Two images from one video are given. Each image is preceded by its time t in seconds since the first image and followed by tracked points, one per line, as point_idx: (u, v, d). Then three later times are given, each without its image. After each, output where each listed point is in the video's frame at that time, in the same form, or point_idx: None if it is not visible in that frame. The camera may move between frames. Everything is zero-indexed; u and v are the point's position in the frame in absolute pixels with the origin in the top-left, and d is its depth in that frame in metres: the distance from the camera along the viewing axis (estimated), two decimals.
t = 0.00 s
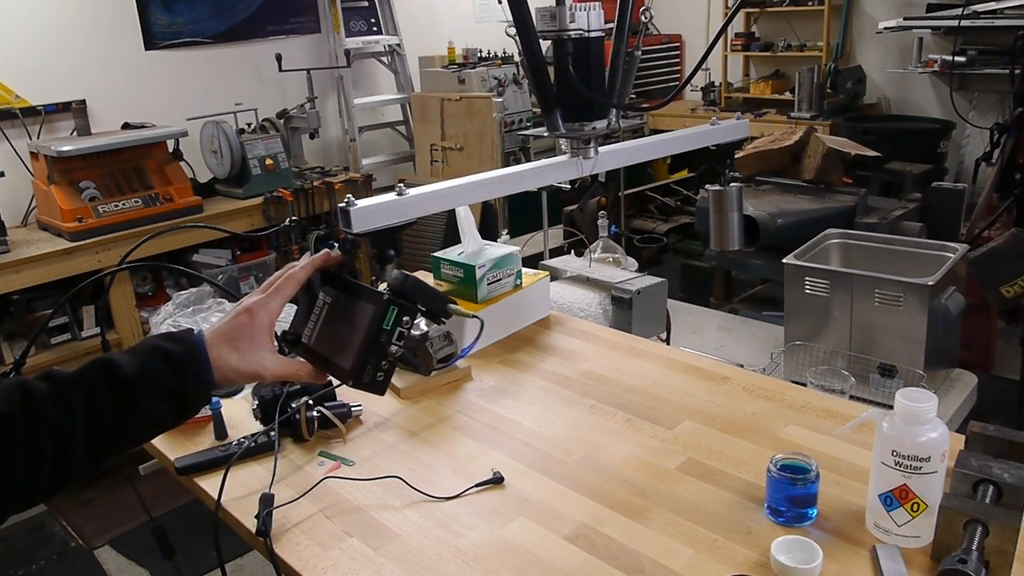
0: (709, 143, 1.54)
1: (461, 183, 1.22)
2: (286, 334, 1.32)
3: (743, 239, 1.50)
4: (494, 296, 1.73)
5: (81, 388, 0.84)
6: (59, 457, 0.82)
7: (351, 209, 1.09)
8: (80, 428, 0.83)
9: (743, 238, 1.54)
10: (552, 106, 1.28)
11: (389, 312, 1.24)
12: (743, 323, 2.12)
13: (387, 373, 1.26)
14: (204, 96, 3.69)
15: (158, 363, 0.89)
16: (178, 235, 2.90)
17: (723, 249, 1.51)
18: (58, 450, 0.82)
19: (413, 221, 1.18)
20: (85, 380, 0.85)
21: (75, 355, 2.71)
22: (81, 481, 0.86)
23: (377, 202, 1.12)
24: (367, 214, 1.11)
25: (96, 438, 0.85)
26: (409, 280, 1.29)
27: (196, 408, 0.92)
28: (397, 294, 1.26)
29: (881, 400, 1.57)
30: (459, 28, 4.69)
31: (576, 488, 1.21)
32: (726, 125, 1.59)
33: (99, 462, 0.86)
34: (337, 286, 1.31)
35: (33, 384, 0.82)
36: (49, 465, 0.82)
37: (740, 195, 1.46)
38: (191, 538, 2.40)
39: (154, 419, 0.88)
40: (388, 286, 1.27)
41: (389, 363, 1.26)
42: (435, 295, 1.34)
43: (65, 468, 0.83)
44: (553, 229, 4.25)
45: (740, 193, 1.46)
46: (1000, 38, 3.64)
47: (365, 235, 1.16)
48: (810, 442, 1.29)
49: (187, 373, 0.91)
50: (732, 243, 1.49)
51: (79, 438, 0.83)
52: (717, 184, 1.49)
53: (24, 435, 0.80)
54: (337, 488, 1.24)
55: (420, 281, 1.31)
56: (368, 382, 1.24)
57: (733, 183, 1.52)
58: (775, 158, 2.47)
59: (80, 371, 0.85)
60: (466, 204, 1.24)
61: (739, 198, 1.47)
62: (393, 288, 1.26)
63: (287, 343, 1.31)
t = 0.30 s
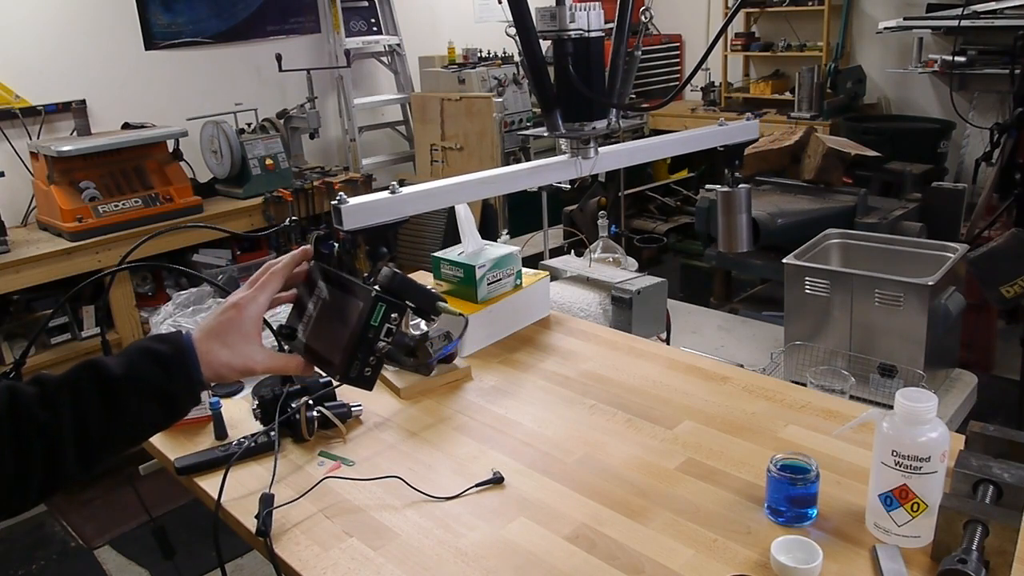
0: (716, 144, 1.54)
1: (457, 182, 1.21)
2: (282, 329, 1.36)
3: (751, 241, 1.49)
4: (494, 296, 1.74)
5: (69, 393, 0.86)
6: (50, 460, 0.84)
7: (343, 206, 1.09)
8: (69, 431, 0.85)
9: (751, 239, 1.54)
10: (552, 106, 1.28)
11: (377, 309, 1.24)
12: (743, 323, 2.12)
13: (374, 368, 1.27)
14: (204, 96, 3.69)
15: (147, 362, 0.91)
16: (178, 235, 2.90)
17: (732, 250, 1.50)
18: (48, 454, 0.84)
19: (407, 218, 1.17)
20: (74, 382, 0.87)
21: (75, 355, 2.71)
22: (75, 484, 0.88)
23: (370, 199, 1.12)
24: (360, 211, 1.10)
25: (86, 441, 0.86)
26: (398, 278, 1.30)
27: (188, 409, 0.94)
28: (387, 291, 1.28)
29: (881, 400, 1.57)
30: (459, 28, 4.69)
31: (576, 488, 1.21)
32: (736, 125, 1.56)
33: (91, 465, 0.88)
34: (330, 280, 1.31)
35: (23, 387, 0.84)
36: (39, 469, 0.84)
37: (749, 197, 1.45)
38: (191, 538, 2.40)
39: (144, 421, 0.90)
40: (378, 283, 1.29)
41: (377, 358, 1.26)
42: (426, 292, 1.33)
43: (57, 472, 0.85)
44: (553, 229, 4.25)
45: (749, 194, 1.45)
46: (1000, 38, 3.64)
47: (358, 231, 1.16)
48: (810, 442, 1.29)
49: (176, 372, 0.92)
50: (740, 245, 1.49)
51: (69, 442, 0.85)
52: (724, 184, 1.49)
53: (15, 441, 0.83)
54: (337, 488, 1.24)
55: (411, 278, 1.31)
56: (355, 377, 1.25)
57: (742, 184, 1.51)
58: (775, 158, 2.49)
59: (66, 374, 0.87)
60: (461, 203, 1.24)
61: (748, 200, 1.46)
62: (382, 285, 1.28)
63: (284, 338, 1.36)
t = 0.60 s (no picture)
0: (723, 145, 1.53)
1: (453, 180, 1.21)
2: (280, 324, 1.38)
3: (757, 243, 1.49)
4: (494, 296, 1.74)
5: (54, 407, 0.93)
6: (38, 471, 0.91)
7: (337, 204, 1.09)
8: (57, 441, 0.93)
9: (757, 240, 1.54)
10: (552, 106, 1.28)
11: (369, 306, 1.24)
12: (743, 323, 2.12)
13: (367, 365, 1.27)
14: (204, 95, 3.68)
15: (127, 374, 0.99)
16: (178, 235, 2.90)
17: (739, 252, 1.50)
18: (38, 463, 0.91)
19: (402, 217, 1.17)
20: (59, 397, 0.94)
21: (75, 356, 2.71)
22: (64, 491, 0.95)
23: (364, 197, 1.11)
24: (353, 210, 1.10)
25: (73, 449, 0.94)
26: (391, 277, 1.28)
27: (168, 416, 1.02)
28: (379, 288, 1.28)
29: (881, 400, 1.57)
30: (459, 28, 4.69)
31: (576, 488, 1.21)
32: (742, 125, 1.55)
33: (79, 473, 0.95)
34: (329, 277, 1.36)
35: (11, 404, 0.92)
36: (30, 479, 0.90)
37: (755, 198, 1.46)
38: (191, 538, 2.40)
39: (128, 429, 0.98)
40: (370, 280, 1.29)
41: (370, 355, 1.27)
42: (420, 289, 1.31)
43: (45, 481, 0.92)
44: (553, 229, 4.24)
45: (755, 196, 1.46)
46: (1000, 38, 3.64)
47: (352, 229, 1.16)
48: (811, 442, 1.29)
49: (155, 381, 1.00)
50: (746, 246, 1.49)
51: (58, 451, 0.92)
52: (730, 185, 1.49)
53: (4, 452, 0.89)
54: (337, 488, 1.24)
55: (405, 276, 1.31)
56: (348, 373, 1.25)
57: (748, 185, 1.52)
58: (775, 158, 2.51)
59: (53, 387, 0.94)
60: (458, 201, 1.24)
61: (754, 202, 1.47)
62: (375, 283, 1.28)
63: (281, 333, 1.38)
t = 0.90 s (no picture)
0: (726, 145, 1.53)
1: (452, 180, 1.21)
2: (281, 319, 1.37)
3: (761, 244, 1.49)
4: (494, 296, 1.74)
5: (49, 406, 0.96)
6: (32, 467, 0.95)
7: (335, 203, 1.08)
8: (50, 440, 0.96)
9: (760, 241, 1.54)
10: (552, 106, 1.28)
11: (364, 305, 1.24)
12: (743, 323, 2.12)
13: (362, 363, 1.27)
14: (204, 95, 3.68)
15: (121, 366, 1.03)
16: (178, 235, 2.90)
17: (743, 253, 1.50)
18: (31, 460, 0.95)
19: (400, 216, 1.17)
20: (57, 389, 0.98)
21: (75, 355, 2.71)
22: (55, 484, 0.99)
23: (363, 197, 1.11)
24: (351, 209, 1.10)
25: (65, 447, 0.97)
26: (387, 275, 1.30)
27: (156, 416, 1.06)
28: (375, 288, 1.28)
29: (881, 400, 1.57)
30: (459, 28, 4.69)
31: (576, 488, 1.20)
32: (746, 126, 1.55)
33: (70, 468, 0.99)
34: (328, 276, 1.36)
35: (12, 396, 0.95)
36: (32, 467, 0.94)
37: (758, 199, 1.45)
38: (191, 538, 2.40)
39: (119, 429, 1.01)
40: (368, 279, 1.30)
41: (364, 354, 1.26)
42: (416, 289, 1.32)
43: (36, 478, 0.95)
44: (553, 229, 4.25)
45: (758, 196, 1.45)
46: (1000, 38, 3.64)
47: (350, 228, 1.15)
48: (811, 442, 1.29)
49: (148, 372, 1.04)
50: (749, 246, 1.49)
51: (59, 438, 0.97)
52: (733, 186, 1.49)
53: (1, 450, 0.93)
54: (337, 488, 1.24)
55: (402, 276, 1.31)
56: (343, 371, 1.25)
57: (750, 185, 1.51)
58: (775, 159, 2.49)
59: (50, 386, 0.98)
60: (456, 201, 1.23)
61: (757, 202, 1.46)
62: (371, 282, 1.29)
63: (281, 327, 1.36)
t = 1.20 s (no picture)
0: (727, 145, 1.53)
1: (452, 180, 1.21)
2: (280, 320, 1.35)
3: (761, 244, 1.50)
4: (495, 296, 1.74)
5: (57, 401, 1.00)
6: (37, 462, 0.98)
7: (335, 203, 1.08)
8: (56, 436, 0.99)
9: (761, 241, 1.54)
10: (552, 105, 1.28)
11: (364, 305, 1.24)
12: (743, 323, 2.12)
13: (362, 363, 1.26)
14: (204, 95, 3.68)
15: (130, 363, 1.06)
16: (178, 235, 2.90)
17: (743, 253, 1.51)
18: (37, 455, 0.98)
19: (401, 216, 1.17)
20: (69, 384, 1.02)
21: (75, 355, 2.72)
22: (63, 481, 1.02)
23: (362, 197, 1.11)
24: (351, 209, 1.10)
25: (70, 444, 1.00)
26: (386, 275, 1.30)
27: (164, 418, 1.08)
28: (374, 288, 1.28)
29: (881, 400, 1.57)
30: (459, 28, 4.69)
31: (576, 488, 1.20)
32: (746, 126, 1.55)
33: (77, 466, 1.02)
34: (329, 276, 1.36)
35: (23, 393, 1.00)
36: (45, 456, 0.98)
37: (758, 199, 1.45)
38: (191, 538, 2.40)
39: (123, 428, 1.04)
40: (367, 279, 1.30)
41: (364, 354, 1.26)
42: (416, 289, 1.32)
43: (42, 473, 0.98)
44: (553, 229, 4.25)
45: (758, 196, 1.45)
46: (1001, 38, 3.64)
47: (350, 228, 1.15)
48: (811, 442, 1.29)
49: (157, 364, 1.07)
50: (749, 246, 1.49)
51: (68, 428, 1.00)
52: (734, 185, 1.49)
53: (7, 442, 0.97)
54: (337, 488, 1.24)
55: (401, 276, 1.31)
56: (342, 371, 1.25)
57: (749, 185, 1.51)
58: (775, 159, 2.49)
59: (58, 381, 1.01)
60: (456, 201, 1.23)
61: (758, 202, 1.46)
62: (371, 282, 1.29)
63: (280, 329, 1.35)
